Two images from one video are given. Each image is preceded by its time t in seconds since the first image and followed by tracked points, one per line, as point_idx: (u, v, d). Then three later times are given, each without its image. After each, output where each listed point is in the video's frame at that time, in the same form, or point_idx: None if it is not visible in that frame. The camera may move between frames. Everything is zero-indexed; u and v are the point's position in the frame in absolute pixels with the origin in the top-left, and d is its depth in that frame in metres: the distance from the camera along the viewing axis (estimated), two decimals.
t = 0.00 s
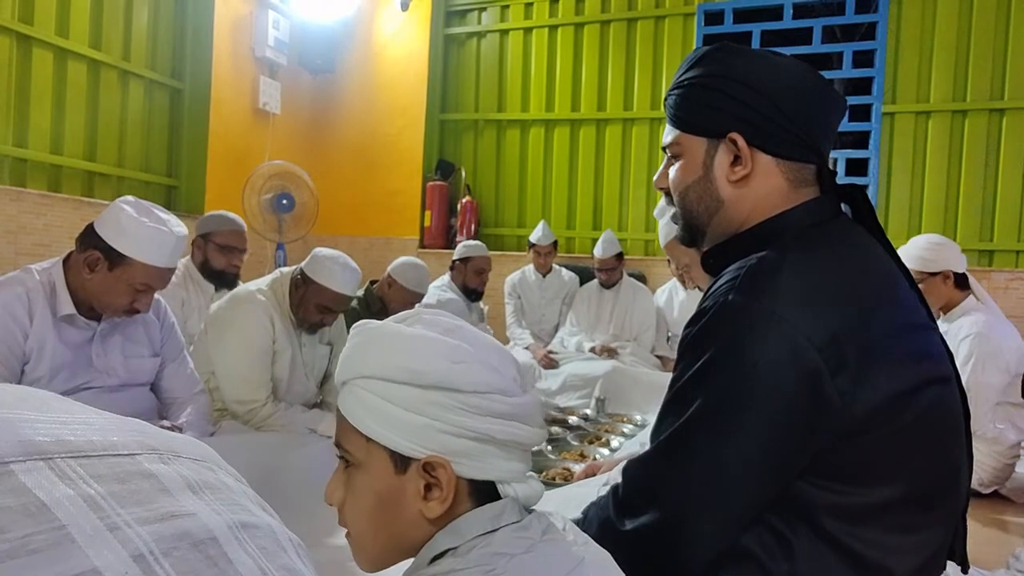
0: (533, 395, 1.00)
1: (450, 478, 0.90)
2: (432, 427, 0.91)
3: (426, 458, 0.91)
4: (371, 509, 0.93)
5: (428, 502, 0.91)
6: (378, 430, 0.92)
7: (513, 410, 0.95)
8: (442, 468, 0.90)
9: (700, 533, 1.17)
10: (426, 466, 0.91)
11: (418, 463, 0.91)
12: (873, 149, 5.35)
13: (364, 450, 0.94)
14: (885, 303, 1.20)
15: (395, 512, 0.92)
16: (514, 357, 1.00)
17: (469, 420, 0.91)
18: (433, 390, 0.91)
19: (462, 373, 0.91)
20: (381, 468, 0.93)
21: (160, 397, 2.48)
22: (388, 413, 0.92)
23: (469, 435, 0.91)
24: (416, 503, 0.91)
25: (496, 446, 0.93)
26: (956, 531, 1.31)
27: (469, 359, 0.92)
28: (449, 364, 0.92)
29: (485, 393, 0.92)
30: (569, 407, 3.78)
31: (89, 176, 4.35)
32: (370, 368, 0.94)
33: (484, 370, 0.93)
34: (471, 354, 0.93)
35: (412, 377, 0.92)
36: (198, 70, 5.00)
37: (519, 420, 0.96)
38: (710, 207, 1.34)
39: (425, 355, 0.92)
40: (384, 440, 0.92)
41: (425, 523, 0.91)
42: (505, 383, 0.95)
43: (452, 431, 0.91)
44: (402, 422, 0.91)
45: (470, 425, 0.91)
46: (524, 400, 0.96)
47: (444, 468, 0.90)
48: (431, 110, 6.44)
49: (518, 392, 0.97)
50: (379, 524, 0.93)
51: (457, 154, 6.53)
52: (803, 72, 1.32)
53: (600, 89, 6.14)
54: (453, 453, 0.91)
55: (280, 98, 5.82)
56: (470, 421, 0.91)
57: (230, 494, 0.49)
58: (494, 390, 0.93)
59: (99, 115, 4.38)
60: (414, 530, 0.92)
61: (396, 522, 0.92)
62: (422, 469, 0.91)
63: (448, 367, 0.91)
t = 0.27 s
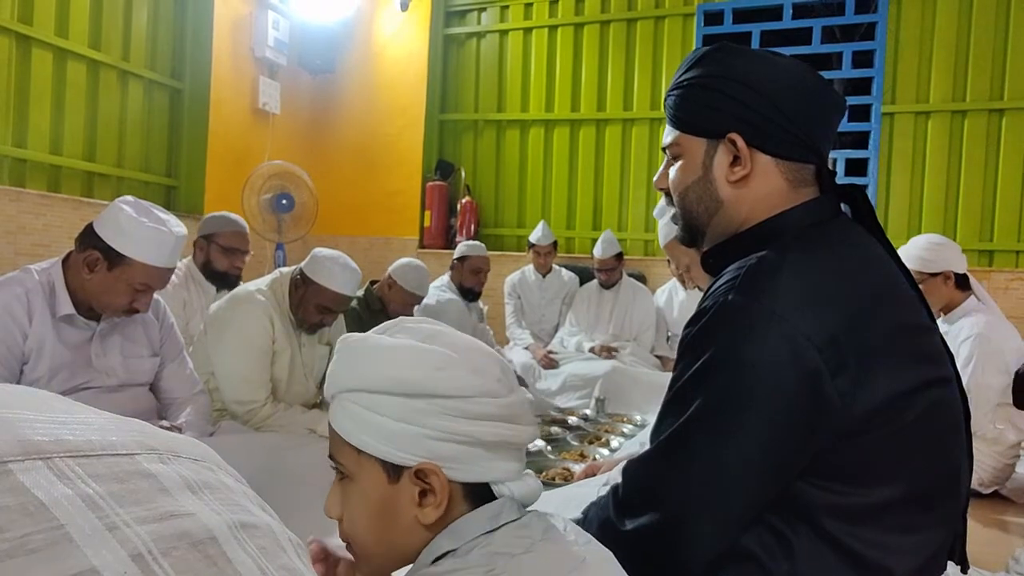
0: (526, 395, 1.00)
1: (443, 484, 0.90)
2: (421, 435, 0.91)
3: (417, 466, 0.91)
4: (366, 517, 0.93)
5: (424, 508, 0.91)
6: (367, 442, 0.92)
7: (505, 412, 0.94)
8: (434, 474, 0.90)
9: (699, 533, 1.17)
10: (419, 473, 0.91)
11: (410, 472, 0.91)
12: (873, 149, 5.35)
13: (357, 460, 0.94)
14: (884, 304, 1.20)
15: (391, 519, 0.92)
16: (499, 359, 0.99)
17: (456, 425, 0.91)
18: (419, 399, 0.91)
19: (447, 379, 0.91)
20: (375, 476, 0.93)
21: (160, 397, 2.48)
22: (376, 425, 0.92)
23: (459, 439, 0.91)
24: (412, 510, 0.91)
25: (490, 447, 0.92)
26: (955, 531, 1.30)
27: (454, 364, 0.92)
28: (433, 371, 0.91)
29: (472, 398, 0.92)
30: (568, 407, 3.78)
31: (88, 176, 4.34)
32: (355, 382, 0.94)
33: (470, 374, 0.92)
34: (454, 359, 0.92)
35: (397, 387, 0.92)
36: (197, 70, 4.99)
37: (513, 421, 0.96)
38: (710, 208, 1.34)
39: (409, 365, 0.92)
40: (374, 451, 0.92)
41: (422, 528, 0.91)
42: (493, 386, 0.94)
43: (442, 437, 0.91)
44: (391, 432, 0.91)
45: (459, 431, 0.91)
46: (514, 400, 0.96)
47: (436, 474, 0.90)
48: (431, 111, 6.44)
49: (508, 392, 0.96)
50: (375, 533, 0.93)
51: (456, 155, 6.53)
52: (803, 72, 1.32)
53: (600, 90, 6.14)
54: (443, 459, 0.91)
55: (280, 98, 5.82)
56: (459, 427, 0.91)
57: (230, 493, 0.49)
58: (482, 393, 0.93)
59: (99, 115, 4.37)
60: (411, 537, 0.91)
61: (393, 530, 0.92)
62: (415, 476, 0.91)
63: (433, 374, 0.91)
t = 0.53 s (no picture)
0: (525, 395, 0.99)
1: (441, 479, 0.90)
2: (422, 429, 0.91)
3: (416, 461, 0.90)
4: (367, 513, 0.93)
5: (422, 504, 0.90)
6: (368, 435, 0.92)
7: (504, 411, 0.94)
8: (433, 469, 0.90)
9: (699, 531, 1.17)
10: (418, 468, 0.90)
11: (409, 466, 0.91)
12: (872, 149, 5.35)
13: (357, 455, 0.94)
14: (884, 304, 1.20)
15: (391, 515, 0.92)
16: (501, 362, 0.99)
17: (458, 421, 0.91)
18: (422, 394, 0.92)
19: (449, 375, 0.92)
20: (375, 471, 0.93)
21: (160, 397, 2.48)
22: (378, 418, 0.92)
23: (459, 436, 0.91)
24: (411, 506, 0.91)
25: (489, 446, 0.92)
26: (955, 531, 1.30)
27: (456, 361, 0.93)
28: (436, 367, 0.92)
29: (474, 395, 0.93)
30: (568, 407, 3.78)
31: (88, 176, 4.34)
32: (358, 377, 0.95)
33: (471, 372, 0.93)
34: (458, 357, 0.93)
35: (401, 383, 0.92)
36: (197, 71, 4.99)
37: (512, 420, 0.96)
38: (710, 208, 1.35)
39: (412, 360, 0.93)
40: (374, 445, 0.92)
41: (421, 524, 0.90)
42: (494, 385, 0.95)
43: (442, 432, 0.91)
44: (391, 426, 0.91)
45: (459, 427, 0.91)
46: (514, 401, 0.96)
47: (434, 468, 0.90)
48: (431, 112, 6.45)
49: (508, 394, 0.97)
50: (377, 528, 0.93)
51: (456, 155, 6.53)
52: (804, 74, 1.32)
53: (600, 90, 6.14)
54: (443, 455, 0.90)
55: (279, 99, 5.82)
56: (459, 423, 0.91)
57: (232, 493, 0.49)
58: (483, 391, 0.93)
59: (99, 116, 4.38)
60: (411, 533, 0.91)
61: (393, 525, 0.92)
62: (413, 471, 0.91)
63: (436, 370, 0.92)
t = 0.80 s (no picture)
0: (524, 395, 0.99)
1: (439, 479, 0.90)
2: (420, 429, 0.91)
3: (414, 460, 0.90)
4: (365, 514, 0.93)
5: (420, 504, 0.90)
6: (366, 435, 0.92)
7: (503, 410, 0.94)
8: (430, 468, 0.90)
9: (699, 528, 1.16)
10: (415, 468, 0.91)
11: (407, 465, 0.91)
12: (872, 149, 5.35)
13: (355, 455, 0.94)
14: (884, 304, 1.20)
15: (389, 516, 0.91)
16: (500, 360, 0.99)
17: (457, 420, 0.91)
18: (420, 392, 0.92)
19: (448, 374, 0.92)
20: (372, 471, 0.93)
21: (159, 397, 2.48)
22: (377, 417, 0.92)
23: (457, 435, 0.91)
24: (409, 506, 0.91)
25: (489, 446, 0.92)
26: (954, 531, 1.30)
27: (455, 360, 0.93)
28: (434, 365, 0.92)
29: (472, 394, 0.92)
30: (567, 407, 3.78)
31: (88, 176, 4.34)
32: (358, 376, 0.95)
33: (469, 370, 0.93)
34: (458, 356, 0.93)
35: (399, 382, 0.92)
36: (197, 71, 4.99)
37: (511, 420, 0.95)
38: (711, 206, 1.34)
39: (410, 359, 0.92)
40: (372, 444, 0.92)
41: (419, 525, 0.90)
42: (493, 384, 0.94)
43: (440, 431, 0.91)
44: (390, 425, 0.91)
45: (456, 426, 0.91)
46: (513, 400, 0.96)
47: (432, 467, 0.90)
48: (431, 112, 6.45)
49: (507, 392, 0.96)
50: (374, 529, 0.93)
51: (456, 155, 6.53)
52: (806, 74, 1.32)
53: (600, 91, 6.14)
54: (441, 454, 0.90)
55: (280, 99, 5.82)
56: (457, 422, 0.91)
57: (231, 493, 0.49)
58: (481, 390, 0.93)
59: (98, 116, 4.38)
60: (408, 533, 0.91)
61: (391, 525, 0.92)
62: (411, 470, 0.91)
63: (434, 369, 0.92)
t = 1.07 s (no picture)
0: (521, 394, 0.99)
1: (436, 479, 0.90)
2: (415, 430, 0.91)
3: (410, 461, 0.91)
4: (362, 516, 0.93)
5: (417, 505, 0.90)
6: (362, 438, 0.92)
7: (500, 410, 0.94)
8: (427, 469, 0.90)
9: (699, 527, 1.16)
10: (411, 469, 0.91)
11: (403, 466, 0.91)
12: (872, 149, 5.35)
13: (352, 458, 0.94)
14: (884, 304, 1.20)
15: (386, 518, 0.91)
16: (495, 360, 0.99)
17: (451, 420, 0.91)
18: (414, 394, 0.92)
19: (442, 374, 0.92)
20: (369, 473, 0.93)
21: (159, 397, 2.48)
22: (372, 420, 0.92)
23: (454, 435, 0.91)
24: (405, 506, 0.91)
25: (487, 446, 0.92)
26: (954, 531, 1.30)
27: (448, 361, 0.93)
28: (428, 366, 0.92)
29: (467, 394, 0.92)
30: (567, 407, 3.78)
31: (88, 175, 4.34)
32: (354, 378, 0.95)
33: (464, 371, 0.93)
34: (451, 356, 0.93)
35: (394, 383, 0.92)
36: (197, 71, 4.99)
37: (508, 419, 0.95)
38: (711, 206, 1.34)
39: (404, 360, 0.93)
40: (368, 447, 0.92)
41: (415, 526, 0.90)
42: (488, 384, 0.94)
43: (435, 432, 0.91)
44: (385, 427, 0.91)
45: (452, 426, 0.91)
46: (509, 399, 0.96)
47: (429, 468, 0.90)
48: (431, 112, 6.44)
49: (503, 391, 0.96)
50: (372, 532, 0.92)
51: (456, 155, 6.53)
52: (806, 75, 1.32)
53: (600, 91, 6.14)
54: (437, 455, 0.90)
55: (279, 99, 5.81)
56: (452, 422, 0.91)
57: (230, 493, 0.49)
58: (476, 390, 0.93)
59: (98, 115, 4.38)
60: (405, 535, 0.91)
61: (388, 528, 0.91)
62: (408, 471, 0.91)
63: (428, 370, 0.92)
